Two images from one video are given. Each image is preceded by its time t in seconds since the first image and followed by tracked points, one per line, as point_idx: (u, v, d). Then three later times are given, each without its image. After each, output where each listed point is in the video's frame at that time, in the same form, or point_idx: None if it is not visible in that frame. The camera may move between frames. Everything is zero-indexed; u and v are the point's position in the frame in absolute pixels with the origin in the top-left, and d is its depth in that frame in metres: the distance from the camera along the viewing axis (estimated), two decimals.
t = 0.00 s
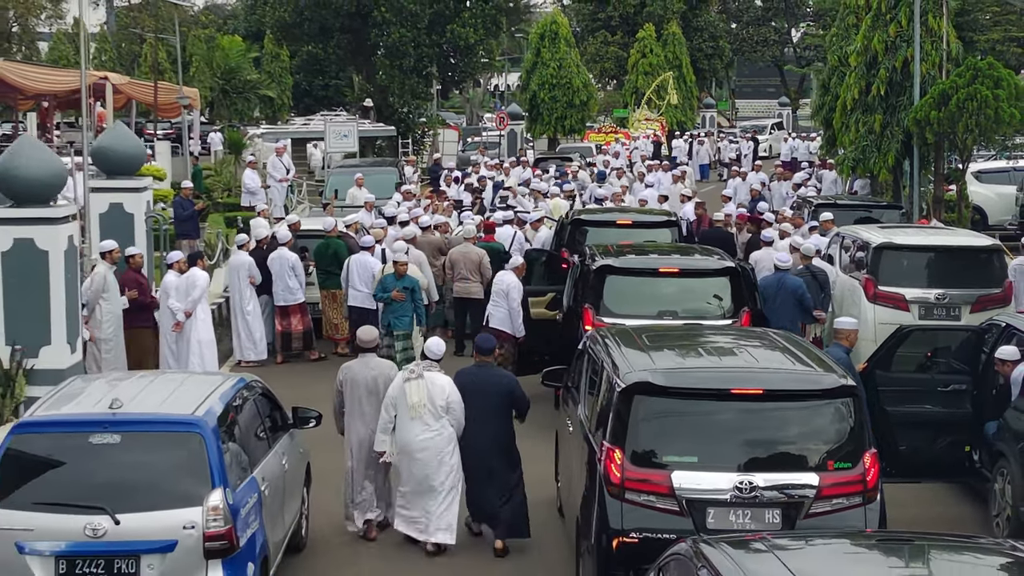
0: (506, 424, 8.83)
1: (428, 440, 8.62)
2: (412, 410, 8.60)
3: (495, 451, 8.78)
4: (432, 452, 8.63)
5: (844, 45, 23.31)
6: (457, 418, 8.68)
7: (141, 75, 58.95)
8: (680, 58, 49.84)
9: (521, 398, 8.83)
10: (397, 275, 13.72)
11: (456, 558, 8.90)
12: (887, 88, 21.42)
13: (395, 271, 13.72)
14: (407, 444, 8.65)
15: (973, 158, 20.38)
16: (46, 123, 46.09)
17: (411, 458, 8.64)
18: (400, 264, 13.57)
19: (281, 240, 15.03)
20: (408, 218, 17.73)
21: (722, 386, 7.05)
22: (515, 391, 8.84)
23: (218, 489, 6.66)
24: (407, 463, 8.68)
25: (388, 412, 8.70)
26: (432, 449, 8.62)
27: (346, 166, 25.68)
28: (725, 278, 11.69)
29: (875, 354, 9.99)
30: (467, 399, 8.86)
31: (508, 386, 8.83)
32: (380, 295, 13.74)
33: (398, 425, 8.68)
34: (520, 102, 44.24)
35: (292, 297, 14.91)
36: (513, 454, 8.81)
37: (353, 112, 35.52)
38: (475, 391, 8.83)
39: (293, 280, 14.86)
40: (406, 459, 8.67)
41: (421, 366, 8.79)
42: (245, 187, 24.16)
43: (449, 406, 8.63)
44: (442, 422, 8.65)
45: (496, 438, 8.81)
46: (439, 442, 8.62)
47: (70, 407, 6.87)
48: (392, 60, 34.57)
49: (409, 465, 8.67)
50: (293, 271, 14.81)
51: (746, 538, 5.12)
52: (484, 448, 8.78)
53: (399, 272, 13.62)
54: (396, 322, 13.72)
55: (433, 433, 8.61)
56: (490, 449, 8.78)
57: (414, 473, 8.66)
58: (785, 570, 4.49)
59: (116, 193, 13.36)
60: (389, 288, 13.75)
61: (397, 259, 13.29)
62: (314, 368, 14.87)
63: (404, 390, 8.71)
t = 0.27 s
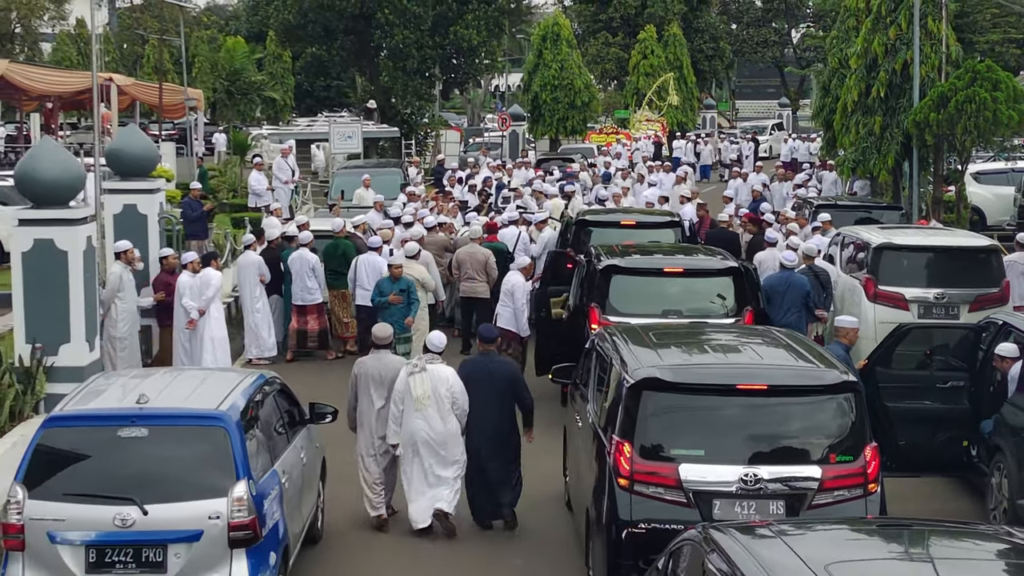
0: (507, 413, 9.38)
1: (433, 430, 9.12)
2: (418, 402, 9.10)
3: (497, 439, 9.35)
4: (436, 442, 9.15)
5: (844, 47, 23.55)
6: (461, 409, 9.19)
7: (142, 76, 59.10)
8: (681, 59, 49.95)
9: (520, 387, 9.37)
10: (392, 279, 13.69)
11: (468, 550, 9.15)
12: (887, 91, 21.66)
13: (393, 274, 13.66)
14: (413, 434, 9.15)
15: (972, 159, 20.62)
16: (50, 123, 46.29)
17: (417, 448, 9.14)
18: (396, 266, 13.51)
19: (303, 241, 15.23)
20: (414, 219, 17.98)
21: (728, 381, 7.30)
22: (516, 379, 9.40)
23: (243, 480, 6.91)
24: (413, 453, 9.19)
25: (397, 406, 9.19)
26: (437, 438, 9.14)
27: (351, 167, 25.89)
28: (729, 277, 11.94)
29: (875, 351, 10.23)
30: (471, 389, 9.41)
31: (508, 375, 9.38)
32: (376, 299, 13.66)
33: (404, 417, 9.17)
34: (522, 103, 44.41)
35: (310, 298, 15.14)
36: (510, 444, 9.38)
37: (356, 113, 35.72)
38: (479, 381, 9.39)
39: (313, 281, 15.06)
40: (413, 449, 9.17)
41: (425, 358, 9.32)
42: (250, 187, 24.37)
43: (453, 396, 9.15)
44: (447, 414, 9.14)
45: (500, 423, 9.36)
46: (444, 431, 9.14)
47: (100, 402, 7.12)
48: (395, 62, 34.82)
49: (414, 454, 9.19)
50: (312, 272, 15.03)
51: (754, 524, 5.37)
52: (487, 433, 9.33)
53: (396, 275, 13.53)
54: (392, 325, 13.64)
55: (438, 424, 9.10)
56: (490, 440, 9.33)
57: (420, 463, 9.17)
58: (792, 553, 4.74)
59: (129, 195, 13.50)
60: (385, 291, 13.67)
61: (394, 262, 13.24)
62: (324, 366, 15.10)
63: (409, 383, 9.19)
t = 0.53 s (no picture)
0: (513, 403, 9.84)
1: (440, 419, 9.54)
2: (428, 391, 9.51)
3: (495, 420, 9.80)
4: (442, 430, 9.57)
5: (844, 50, 23.82)
6: (468, 399, 9.61)
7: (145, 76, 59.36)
8: (682, 60, 50.17)
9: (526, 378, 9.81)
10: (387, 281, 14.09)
11: (480, 540, 9.43)
12: (886, 93, 21.92)
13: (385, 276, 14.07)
14: (421, 422, 9.58)
15: (970, 160, 20.88)
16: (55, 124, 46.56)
17: (424, 436, 9.56)
18: (391, 268, 13.89)
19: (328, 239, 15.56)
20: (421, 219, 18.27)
21: (733, 376, 7.56)
22: (522, 371, 9.84)
23: (266, 471, 7.18)
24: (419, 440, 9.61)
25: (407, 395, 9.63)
26: (444, 427, 9.55)
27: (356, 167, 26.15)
28: (731, 277, 12.20)
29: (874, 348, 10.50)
30: (479, 379, 9.85)
31: (516, 366, 9.84)
32: (370, 300, 14.07)
33: (414, 405, 9.60)
34: (524, 104, 44.65)
35: (333, 296, 15.49)
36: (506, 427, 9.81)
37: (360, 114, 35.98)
38: (488, 372, 9.82)
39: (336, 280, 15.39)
40: (422, 436, 9.59)
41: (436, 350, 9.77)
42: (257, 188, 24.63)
43: (462, 386, 9.57)
44: (454, 403, 9.56)
45: (505, 412, 9.82)
46: (452, 420, 9.56)
47: (128, 396, 7.40)
48: (399, 64, 35.12)
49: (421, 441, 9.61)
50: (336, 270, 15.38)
51: (759, 509, 5.65)
52: (492, 420, 9.79)
53: (389, 277, 13.88)
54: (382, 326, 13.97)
55: (445, 414, 9.52)
56: (489, 423, 9.79)
57: (425, 450, 9.61)
58: (795, 536, 5.02)
59: (145, 196, 13.79)
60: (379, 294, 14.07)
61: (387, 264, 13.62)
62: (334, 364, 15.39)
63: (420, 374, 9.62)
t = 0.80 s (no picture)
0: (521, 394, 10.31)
1: (450, 410, 10.01)
2: (440, 383, 9.99)
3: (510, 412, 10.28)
4: (453, 421, 10.03)
5: (844, 52, 24.05)
6: (477, 392, 10.07)
7: (148, 77, 59.55)
8: (683, 61, 50.27)
9: (534, 371, 10.25)
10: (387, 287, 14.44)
11: (490, 533, 9.69)
12: (886, 95, 22.14)
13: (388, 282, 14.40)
14: (433, 413, 10.05)
15: (969, 161, 21.09)
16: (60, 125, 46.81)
17: (436, 426, 10.03)
18: (391, 274, 14.45)
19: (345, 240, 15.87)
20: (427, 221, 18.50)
21: (736, 374, 7.80)
22: (530, 364, 10.29)
23: (286, 465, 7.42)
24: (431, 430, 10.08)
25: (419, 388, 10.09)
26: (454, 418, 10.02)
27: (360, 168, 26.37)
28: (734, 277, 12.44)
29: (873, 346, 10.75)
30: (488, 372, 10.31)
31: (524, 359, 10.28)
32: (371, 303, 14.63)
33: (426, 398, 10.06)
34: (526, 106, 44.83)
35: (346, 296, 15.74)
36: (518, 417, 10.31)
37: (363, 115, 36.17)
38: (497, 365, 10.25)
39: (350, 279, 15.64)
40: (434, 428, 10.05)
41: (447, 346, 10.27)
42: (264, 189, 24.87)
43: (472, 379, 10.04)
44: (465, 396, 10.03)
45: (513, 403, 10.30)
46: (462, 413, 10.04)
47: (151, 392, 7.64)
48: (402, 65, 35.28)
49: (432, 431, 10.07)
50: (351, 270, 15.69)
51: (763, 501, 5.87)
52: (501, 411, 10.27)
53: (390, 282, 14.44)
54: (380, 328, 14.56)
55: (456, 406, 9.99)
56: (501, 414, 10.25)
57: (436, 439, 10.06)
58: (798, 525, 5.25)
59: (157, 197, 14.02)
60: (380, 297, 14.65)
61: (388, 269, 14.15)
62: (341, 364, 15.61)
63: (432, 367, 10.08)
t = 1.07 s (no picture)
0: (526, 388, 10.87)
1: (460, 402, 10.48)
2: (450, 376, 10.45)
3: (520, 410, 10.82)
4: (463, 411, 10.50)
5: (845, 55, 24.27)
6: (484, 384, 10.56)
7: (150, 78, 59.74)
8: (684, 63, 49.92)
9: (538, 366, 10.83)
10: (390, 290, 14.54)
11: (500, 529, 9.92)
12: (886, 98, 22.35)
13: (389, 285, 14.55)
14: (443, 405, 10.51)
15: (968, 163, 21.30)
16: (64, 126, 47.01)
17: (446, 417, 10.49)
18: (393, 277, 14.46)
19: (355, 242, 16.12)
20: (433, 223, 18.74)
21: (740, 374, 8.04)
22: (533, 358, 10.84)
23: (305, 462, 7.67)
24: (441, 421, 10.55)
25: (428, 381, 10.53)
26: (464, 409, 10.50)
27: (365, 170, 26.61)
28: (737, 278, 12.68)
29: (874, 346, 10.99)
30: (494, 365, 10.86)
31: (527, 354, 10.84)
32: (373, 306, 14.60)
33: (436, 390, 10.52)
34: (528, 107, 45.02)
35: (356, 297, 16.01)
36: (527, 415, 10.85)
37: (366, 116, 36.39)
38: (502, 359, 10.82)
39: (360, 280, 15.98)
40: (443, 419, 10.52)
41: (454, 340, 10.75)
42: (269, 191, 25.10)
43: (480, 372, 10.51)
44: (473, 387, 10.50)
45: (519, 396, 10.84)
46: (470, 404, 10.50)
47: (173, 391, 7.88)
48: (405, 67, 35.49)
49: (443, 422, 10.55)
50: (359, 271, 16.01)
51: (766, 495, 6.12)
52: (506, 403, 10.81)
53: (393, 285, 14.45)
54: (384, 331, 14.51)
55: (466, 397, 10.45)
56: (511, 410, 10.81)
57: (447, 429, 10.54)
58: (800, 517, 5.50)
59: (168, 200, 14.28)
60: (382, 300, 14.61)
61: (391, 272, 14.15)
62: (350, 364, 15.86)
63: (440, 361, 10.53)
